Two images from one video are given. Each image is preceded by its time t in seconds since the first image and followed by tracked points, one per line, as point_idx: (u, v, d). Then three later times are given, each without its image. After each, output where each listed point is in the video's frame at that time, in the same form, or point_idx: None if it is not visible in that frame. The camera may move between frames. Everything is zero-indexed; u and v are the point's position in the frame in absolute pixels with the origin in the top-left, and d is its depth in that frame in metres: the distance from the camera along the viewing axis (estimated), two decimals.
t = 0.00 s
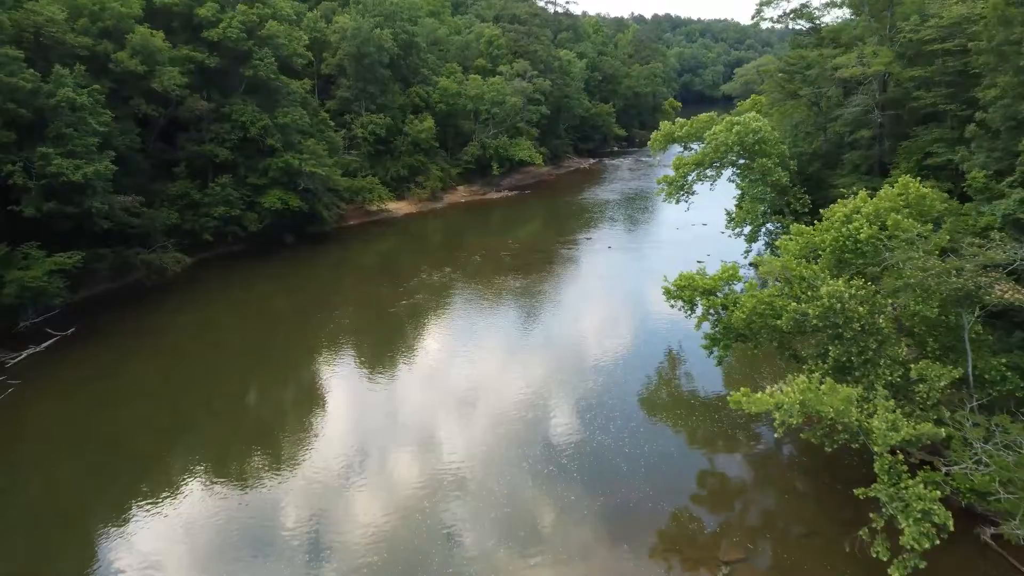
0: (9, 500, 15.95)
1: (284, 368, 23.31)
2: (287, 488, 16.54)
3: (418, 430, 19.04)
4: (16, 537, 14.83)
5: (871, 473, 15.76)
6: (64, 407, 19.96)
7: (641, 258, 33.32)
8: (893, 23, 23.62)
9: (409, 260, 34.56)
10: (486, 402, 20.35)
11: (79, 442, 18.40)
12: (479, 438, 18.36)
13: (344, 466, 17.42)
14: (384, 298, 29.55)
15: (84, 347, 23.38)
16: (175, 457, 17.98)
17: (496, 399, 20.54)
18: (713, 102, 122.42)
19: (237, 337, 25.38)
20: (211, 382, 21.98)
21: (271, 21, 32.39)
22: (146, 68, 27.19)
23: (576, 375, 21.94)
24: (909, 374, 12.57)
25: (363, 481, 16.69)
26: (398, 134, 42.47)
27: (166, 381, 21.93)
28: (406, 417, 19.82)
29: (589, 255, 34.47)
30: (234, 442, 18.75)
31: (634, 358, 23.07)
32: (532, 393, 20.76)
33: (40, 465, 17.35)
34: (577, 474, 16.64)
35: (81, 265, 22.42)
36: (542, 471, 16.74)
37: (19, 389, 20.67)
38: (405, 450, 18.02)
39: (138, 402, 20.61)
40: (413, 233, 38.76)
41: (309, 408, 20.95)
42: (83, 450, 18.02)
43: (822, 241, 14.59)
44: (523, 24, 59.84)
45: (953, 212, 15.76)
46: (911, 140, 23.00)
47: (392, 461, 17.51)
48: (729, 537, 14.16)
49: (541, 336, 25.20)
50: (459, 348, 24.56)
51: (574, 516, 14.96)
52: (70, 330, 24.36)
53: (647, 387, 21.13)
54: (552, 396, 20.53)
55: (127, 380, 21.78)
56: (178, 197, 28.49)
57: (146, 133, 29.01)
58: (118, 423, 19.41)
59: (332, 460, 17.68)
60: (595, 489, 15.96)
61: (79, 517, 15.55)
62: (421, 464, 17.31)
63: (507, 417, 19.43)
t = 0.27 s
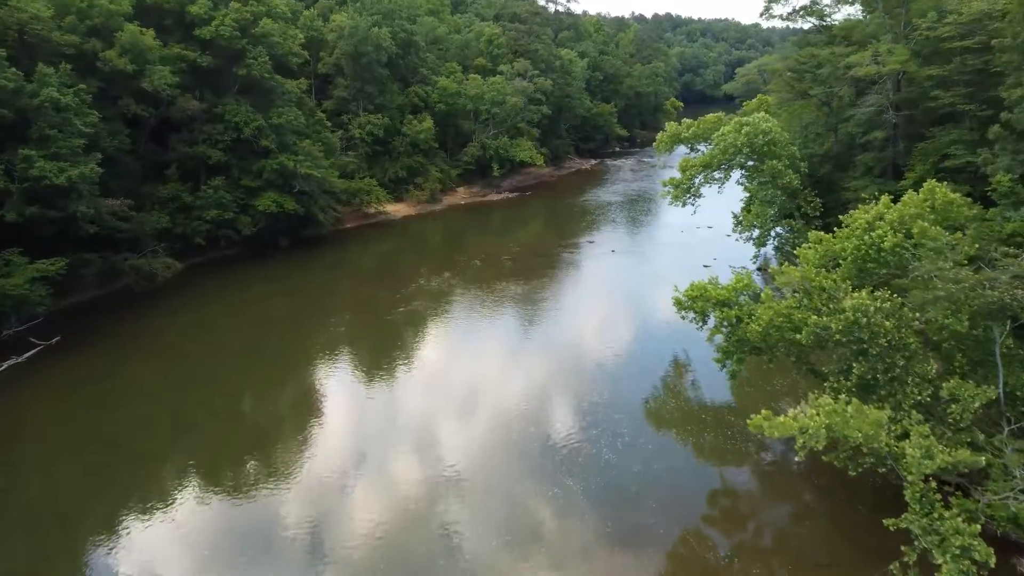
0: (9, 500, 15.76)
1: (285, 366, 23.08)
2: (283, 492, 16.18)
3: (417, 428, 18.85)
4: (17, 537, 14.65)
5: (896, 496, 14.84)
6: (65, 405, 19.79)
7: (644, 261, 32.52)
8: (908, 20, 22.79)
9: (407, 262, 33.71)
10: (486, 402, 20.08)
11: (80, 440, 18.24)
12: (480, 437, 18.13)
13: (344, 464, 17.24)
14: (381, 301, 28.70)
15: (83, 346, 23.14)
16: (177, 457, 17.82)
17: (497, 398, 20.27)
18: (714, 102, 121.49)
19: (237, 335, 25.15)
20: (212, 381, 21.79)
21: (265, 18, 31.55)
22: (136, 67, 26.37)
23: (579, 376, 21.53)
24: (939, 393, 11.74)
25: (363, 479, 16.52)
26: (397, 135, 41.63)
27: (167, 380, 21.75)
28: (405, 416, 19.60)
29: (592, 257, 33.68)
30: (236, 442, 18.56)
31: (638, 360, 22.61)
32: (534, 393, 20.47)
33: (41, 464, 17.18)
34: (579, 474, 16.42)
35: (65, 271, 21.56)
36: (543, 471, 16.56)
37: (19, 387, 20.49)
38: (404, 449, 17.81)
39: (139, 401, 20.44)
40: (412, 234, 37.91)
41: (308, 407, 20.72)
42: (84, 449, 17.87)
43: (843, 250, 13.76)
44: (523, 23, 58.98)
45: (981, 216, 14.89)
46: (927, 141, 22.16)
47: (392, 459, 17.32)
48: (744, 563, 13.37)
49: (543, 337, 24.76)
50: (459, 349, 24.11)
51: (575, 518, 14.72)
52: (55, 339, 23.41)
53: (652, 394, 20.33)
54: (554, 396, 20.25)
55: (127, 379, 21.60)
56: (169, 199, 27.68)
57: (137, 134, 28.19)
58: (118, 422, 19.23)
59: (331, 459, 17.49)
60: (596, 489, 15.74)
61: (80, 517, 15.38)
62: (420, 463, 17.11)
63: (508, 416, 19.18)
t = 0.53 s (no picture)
0: (8, 501, 15.73)
1: (285, 366, 22.90)
2: (280, 500, 15.89)
3: (417, 429, 18.67)
4: (15, 537, 14.63)
5: (919, 518, 14.19)
6: (64, 405, 19.76)
7: (648, 264, 31.79)
8: (923, 17, 22.07)
9: (405, 265, 32.96)
10: (487, 403, 19.84)
11: (81, 440, 18.23)
12: (480, 439, 17.92)
13: (344, 466, 17.14)
14: (379, 304, 28.00)
15: (82, 346, 23.04)
16: (176, 457, 17.76)
17: (498, 400, 20.02)
18: (715, 102, 120.69)
19: (237, 335, 24.99)
20: (212, 381, 21.68)
21: (260, 17, 30.81)
22: (127, 66, 25.62)
23: (581, 378, 21.16)
24: (973, 413, 10.94)
25: (363, 480, 16.45)
26: (395, 136, 40.88)
27: (167, 380, 21.68)
28: (405, 418, 19.38)
29: (594, 260, 32.99)
30: (235, 442, 18.48)
31: (641, 362, 22.21)
32: (535, 394, 20.21)
33: (40, 464, 17.19)
34: (580, 477, 16.19)
35: (49, 277, 20.77)
36: (545, 471, 16.47)
37: (18, 386, 20.45)
38: (404, 450, 17.68)
39: (139, 401, 20.38)
40: (411, 237, 37.14)
41: (306, 408, 20.52)
42: (84, 449, 17.85)
43: (865, 260, 13.02)
44: (524, 22, 58.21)
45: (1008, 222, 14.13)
46: (942, 144, 21.44)
47: (392, 461, 17.21)
48: None
49: (544, 337, 24.39)
50: (459, 352, 23.61)
51: (576, 524, 14.45)
52: (39, 348, 22.63)
53: (657, 404, 19.61)
54: (556, 397, 20.02)
55: (127, 379, 21.53)
56: (161, 203, 26.95)
57: (128, 135, 27.45)
58: (118, 422, 19.20)
59: (332, 460, 17.39)
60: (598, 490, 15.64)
61: (78, 517, 15.34)
62: (421, 464, 16.99)
63: (508, 417, 18.96)
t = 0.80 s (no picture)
0: (7, 502, 15.73)
1: (284, 366, 22.66)
2: (277, 506, 15.63)
3: (417, 431, 18.43)
4: (15, 539, 14.67)
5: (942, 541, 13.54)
6: (64, 405, 19.73)
7: (651, 266, 31.22)
8: (936, 16, 21.46)
9: (404, 268, 32.37)
10: (487, 405, 19.55)
11: (81, 441, 18.21)
12: (480, 441, 17.67)
13: (344, 466, 17.02)
14: (377, 308, 27.39)
15: (81, 346, 22.96)
16: (175, 458, 17.68)
17: (498, 401, 19.74)
18: (716, 102, 120.00)
19: (237, 334, 24.78)
20: (212, 380, 21.54)
21: (256, 16, 30.16)
22: (119, 66, 24.99)
23: (582, 381, 20.79)
24: (1002, 435, 10.29)
25: (363, 480, 16.35)
26: (394, 137, 40.24)
27: (167, 379, 21.57)
28: (404, 419, 19.12)
29: (595, 262, 32.47)
30: (235, 443, 18.37)
31: (644, 365, 21.79)
32: (536, 396, 19.91)
33: (40, 465, 17.18)
34: (582, 480, 15.91)
35: (35, 284, 20.09)
36: (545, 470, 16.36)
37: (18, 386, 20.41)
38: (404, 449, 17.55)
39: (138, 400, 20.31)
40: (411, 240, 36.54)
41: (304, 409, 20.27)
42: (84, 450, 17.84)
43: (886, 270, 12.36)
44: (524, 22, 57.53)
45: None
46: (957, 146, 20.83)
47: (392, 460, 17.09)
48: None
49: (546, 339, 24.01)
50: (459, 354, 23.22)
51: (578, 530, 14.15)
52: (26, 357, 21.95)
53: (661, 412, 19.08)
54: (557, 398, 19.75)
55: (127, 378, 21.46)
56: (153, 206, 26.32)
57: (119, 137, 26.81)
58: (118, 422, 19.16)
59: (331, 461, 17.28)
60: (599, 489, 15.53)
61: (77, 519, 15.35)
62: (420, 463, 16.87)
63: (508, 417, 18.77)
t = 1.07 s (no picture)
0: (7, 502, 15.58)
1: (285, 368, 22.41)
2: (278, 510, 15.34)
3: (418, 431, 18.21)
4: (16, 539, 14.51)
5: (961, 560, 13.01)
6: (66, 406, 19.59)
7: (653, 269, 30.74)
8: (948, 14, 20.90)
9: (402, 271, 31.90)
10: (488, 406, 19.28)
11: (83, 441, 18.07)
12: (481, 442, 17.46)
13: (344, 466, 16.85)
14: (376, 312, 26.91)
15: (79, 348, 22.74)
16: (176, 457, 17.52)
17: (500, 402, 19.47)
18: (717, 101, 119.43)
19: (238, 335, 24.58)
20: (213, 381, 21.40)
21: (251, 15, 29.63)
22: (111, 66, 24.44)
23: (585, 384, 20.44)
24: None
25: (363, 479, 16.20)
26: (392, 138, 39.70)
27: (170, 380, 21.41)
28: (405, 421, 18.86)
29: (596, 264, 32.03)
30: (236, 443, 18.19)
31: (647, 367, 21.39)
32: (538, 397, 19.64)
33: (41, 464, 17.04)
34: (586, 484, 15.62)
35: (22, 290, 19.52)
36: (547, 468, 16.23)
37: (20, 387, 20.28)
38: (404, 449, 17.39)
39: (140, 400, 20.19)
40: (410, 243, 36.04)
41: (303, 410, 19.97)
42: (85, 450, 17.70)
43: (906, 280, 11.83)
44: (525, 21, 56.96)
45: None
46: (970, 148, 20.29)
47: (392, 460, 16.93)
48: None
49: (548, 340, 23.69)
50: (459, 356, 22.87)
51: (579, 537, 13.84)
52: (14, 364, 21.40)
53: (663, 417, 18.60)
54: (559, 400, 19.48)
55: (129, 378, 21.36)
56: (147, 209, 25.79)
57: (112, 138, 26.27)
58: (120, 422, 19.04)
59: (331, 461, 17.12)
60: (600, 488, 15.39)
61: (79, 517, 15.22)
62: (421, 463, 16.71)
63: (509, 417, 18.57)
